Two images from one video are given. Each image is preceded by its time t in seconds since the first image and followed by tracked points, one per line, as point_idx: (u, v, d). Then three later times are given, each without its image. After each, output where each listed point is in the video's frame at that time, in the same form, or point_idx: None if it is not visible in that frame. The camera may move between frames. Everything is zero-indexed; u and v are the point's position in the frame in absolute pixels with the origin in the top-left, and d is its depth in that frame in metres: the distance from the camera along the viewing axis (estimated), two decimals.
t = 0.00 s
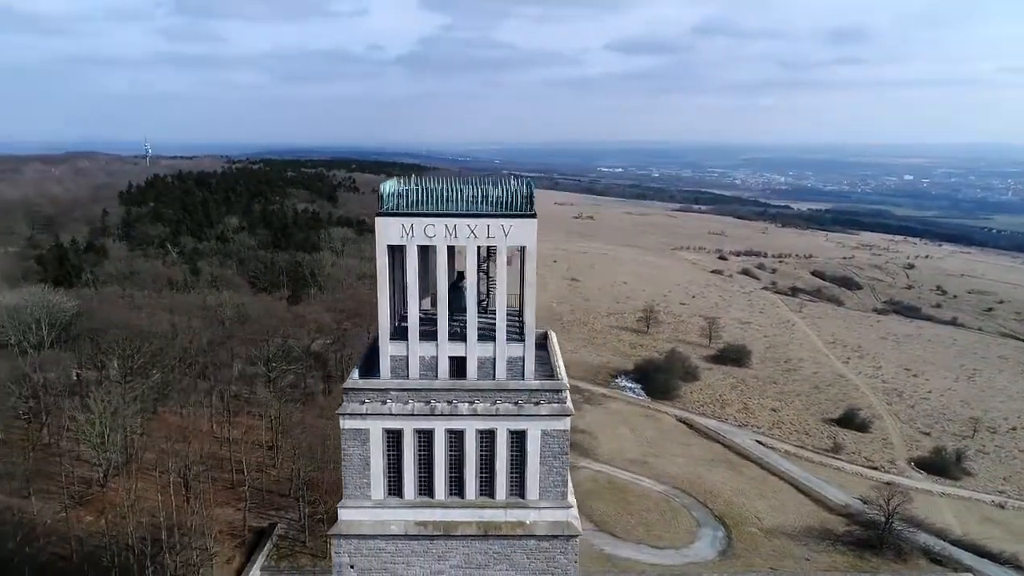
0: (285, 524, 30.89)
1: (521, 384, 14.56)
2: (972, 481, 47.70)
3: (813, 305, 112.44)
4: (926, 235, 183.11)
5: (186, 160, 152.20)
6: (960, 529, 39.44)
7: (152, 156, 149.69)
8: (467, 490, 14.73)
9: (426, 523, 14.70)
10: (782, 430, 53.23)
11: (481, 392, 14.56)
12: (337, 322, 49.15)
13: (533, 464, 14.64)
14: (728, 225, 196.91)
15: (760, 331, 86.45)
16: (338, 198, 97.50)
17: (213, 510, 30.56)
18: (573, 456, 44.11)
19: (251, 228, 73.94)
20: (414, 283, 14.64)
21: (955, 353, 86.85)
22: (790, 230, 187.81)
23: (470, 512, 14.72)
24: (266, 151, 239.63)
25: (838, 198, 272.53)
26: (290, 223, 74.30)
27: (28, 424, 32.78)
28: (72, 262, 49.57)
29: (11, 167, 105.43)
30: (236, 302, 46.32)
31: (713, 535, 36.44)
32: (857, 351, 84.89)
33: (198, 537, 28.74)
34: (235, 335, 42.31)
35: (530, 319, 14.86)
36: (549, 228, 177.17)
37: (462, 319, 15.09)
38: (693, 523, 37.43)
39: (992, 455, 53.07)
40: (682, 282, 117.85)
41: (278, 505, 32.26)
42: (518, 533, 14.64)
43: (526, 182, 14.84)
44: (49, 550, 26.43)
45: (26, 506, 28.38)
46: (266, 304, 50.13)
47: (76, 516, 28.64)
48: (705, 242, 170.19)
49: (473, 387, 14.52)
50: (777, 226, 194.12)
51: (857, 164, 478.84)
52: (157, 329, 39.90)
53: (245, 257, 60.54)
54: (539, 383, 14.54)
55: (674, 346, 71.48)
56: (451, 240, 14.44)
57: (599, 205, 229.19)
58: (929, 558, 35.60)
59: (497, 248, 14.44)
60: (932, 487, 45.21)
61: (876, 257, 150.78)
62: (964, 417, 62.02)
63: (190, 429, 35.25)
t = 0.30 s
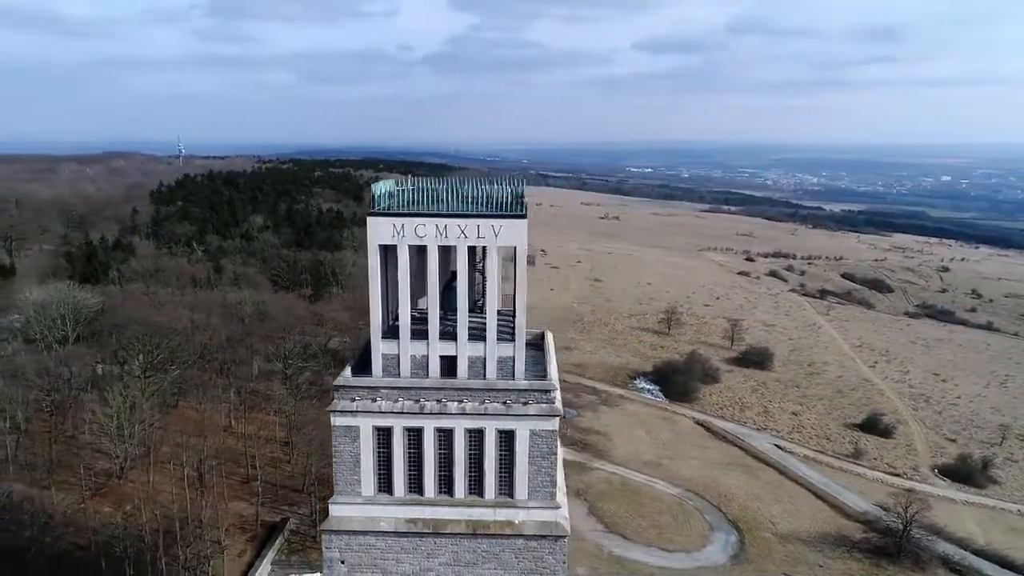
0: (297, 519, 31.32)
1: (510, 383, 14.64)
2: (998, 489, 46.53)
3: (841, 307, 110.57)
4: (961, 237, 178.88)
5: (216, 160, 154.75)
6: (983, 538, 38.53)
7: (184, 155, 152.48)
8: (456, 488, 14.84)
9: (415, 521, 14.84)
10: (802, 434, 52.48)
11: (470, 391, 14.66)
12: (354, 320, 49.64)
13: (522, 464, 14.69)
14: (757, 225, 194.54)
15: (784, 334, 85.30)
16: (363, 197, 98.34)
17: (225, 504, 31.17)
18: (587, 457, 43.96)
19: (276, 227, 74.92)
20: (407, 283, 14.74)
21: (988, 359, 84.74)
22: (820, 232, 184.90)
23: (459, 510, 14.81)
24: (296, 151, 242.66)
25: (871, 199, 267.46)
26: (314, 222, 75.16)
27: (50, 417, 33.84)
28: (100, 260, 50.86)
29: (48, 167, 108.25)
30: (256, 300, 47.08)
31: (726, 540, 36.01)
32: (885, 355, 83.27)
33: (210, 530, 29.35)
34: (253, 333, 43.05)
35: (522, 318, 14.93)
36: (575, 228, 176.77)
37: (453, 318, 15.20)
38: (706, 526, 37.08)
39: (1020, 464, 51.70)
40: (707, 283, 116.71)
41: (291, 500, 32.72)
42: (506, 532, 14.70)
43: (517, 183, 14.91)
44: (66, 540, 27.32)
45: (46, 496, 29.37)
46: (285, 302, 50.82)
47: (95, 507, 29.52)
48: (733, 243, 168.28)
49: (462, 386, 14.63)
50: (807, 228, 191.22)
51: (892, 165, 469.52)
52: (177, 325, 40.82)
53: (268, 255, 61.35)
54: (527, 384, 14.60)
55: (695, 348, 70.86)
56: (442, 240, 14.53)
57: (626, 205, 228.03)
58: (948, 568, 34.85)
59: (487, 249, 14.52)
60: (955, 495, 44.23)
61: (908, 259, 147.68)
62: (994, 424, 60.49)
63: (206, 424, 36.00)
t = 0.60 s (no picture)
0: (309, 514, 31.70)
1: (498, 383, 14.71)
2: None
3: (871, 311, 108.51)
4: (999, 239, 174.24)
5: (247, 159, 157.26)
6: (1006, 549, 37.52)
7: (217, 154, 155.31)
8: (445, 486, 14.95)
9: (404, 517, 14.98)
10: (823, 439, 51.64)
11: (459, 390, 14.76)
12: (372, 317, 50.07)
13: (510, 463, 14.75)
14: (786, 227, 191.86)
15: (810, 337, 83.98)
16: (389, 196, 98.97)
17: (238, 498, 31.74)
18: (601, 458, 43.82)
19: (300, 226, 75.69)
20: (398, 281, 14.88)
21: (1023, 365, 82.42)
22: (852, 233, 181.62)
23: (447, 508, 14.92)
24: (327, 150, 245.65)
25: (906, 200, 261.80)
26: (337, 222, 75.87)
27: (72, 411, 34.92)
28: (126, 257, 52.10)
29: (85, 166, 111.20)
30: (275, 297, 47.74)
31: (739, 544, 35.60)
32: (914, 359, 81.50)
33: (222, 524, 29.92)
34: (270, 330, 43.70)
35: (512, 318, 14.97)
36: (601, 228, 176.10)
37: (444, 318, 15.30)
38: (719, 530, 36.74)
39: None
40: (733, 284, 115.45)
41: (304, 495, 33.12)
42: (493, 531, 14.77)
43: (508, 183, 14.96)
44: (83, 532, 28.23)
45: (65, 487, 30.34)
46: (304, 300, 51.53)
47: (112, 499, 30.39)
48: (761, 244, 166.12)
49: (451, 385, 14.73)
50: (839, 229, 187.94)
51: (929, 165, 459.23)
52: (197, 321, 41.66)
53: (290, 253, 62.04)
54: (515, 384, 14.66)
55: (717, 350, 70.15)
56: (432, 240, 14.64)
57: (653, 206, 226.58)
58: None
59: (476, 248, 14.59)
60: (980, 504, 43.16)
61: (942, 261, 144.30)
62: None
63: (222, 419, 36.70)
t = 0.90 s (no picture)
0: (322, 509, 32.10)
1: (489, 383, 14.77)
2: None
3: (906, 314, 106.05)
4: None
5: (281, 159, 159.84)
6: None
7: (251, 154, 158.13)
8: (437, 484, 15.08)
9: (397, 514, 15.13)
10: (848, 445, 50.66)
11: (450, 389, 14.87)
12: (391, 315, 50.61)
13: (500, 463, 14.81)
14: (821, 228, 188.41)
15: (841, 340, 82.40)
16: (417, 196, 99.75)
17: (253, 492, 32.40)
18: (618, 459, 43.62)
19: (327, 224, 76.36)
20: (393, 280, 15.04)
21: None
22: (889, 235, 177.58)
23: (439, 505, 15.04)
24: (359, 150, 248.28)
25: (947, 201, 255.05)
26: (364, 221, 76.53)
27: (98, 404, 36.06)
28: (156, 255, 53.39)
29: (124, 166, 114.33)
30: (299, 294, 48.35)
31: (755, 549, 35.14)
32: (948, 365, 79.41)
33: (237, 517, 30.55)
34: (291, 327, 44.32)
35: (505, 318, 15.03)
36: (631, 228, 175.10)
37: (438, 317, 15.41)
38: (735, 534, 36.32)
39: None
40: (763, 286, 113.84)
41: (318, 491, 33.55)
42: (484, 530, 14.85)
43: (501, 184, 15.04)
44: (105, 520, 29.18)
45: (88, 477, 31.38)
46: (327, 297, 52.22)
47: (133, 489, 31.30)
48: (794, 246, 163.43)
49: (444, 384, 14.85)
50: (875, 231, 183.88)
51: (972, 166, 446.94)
52: (221, 317, 42.52)
53: (316, 251, 62.76)
54: (506, 383, 14.72)
55: (742, 353, 69.25)
56: (425, 240, 14.78)
57: (684, 206, 224.48)
58: None
59: (470, 248, 14.69)
60: (1009, 514, 41.92)
61: (983, 265, 140.27)
62: None
63: (241, 414, 37.48)
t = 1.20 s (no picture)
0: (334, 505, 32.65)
1: (481, 382, 14.90)
2: None
3: (943, 319, 103.33)
4: None
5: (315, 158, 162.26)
6: None
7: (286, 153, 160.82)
8: (429, 481, 15.22)
9: (390, 510, 15.34)
10: (875, 451, 49.61)
11: (442, 387, 15.02)
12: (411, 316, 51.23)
13: (492, 461, 14.92)
14: (858, 230, 184.54)
15: (873, 345, 80.65)
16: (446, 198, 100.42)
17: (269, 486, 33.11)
18: (636, 462, 43.39)
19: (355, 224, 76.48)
20: (389, 279, 15.23)
21: None
22: (929, 237, 173.07)
23: (431, 502, 15.20)
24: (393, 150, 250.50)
25: (993, 203, 247.53)
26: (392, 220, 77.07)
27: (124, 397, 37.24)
28: (187, 252, 54.65)
29: (164, 165, 117.31)
30: (321, 291, 48.92)
31: (771, 555, 34.63)
32: (986, 372, 77.18)
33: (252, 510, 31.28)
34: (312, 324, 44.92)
35: (498, 318, 15.12)
36: (662, 229, 173.79)
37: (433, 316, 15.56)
38: (752, 539, 35.83)
39: None
40: (795, 289, 112.01)
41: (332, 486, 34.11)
42: (474, 527, 14.97)
43: (495, 184, 15.18)
44: (127, 510, 30.28)
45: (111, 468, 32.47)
46: (350, 295, 52.92)
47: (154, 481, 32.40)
48: (830, 248, 160.35)
49: (436, 383, 14.99)
50: (915, 233, 179.33)
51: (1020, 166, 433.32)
52: (244, 313, 43.33)
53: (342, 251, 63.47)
54: (497, 382, 14.82)
55: (769, 356, 68.26)
56: (419, 239, 14.98)
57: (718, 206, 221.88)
58: None
59: (462, 248, 14.86)
60: None
61: None
62: None
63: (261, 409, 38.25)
